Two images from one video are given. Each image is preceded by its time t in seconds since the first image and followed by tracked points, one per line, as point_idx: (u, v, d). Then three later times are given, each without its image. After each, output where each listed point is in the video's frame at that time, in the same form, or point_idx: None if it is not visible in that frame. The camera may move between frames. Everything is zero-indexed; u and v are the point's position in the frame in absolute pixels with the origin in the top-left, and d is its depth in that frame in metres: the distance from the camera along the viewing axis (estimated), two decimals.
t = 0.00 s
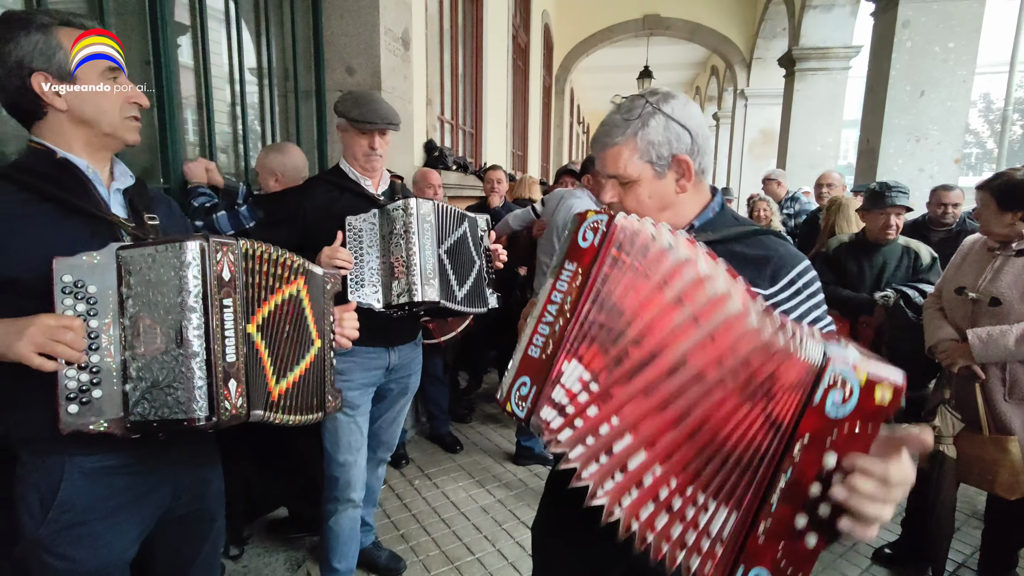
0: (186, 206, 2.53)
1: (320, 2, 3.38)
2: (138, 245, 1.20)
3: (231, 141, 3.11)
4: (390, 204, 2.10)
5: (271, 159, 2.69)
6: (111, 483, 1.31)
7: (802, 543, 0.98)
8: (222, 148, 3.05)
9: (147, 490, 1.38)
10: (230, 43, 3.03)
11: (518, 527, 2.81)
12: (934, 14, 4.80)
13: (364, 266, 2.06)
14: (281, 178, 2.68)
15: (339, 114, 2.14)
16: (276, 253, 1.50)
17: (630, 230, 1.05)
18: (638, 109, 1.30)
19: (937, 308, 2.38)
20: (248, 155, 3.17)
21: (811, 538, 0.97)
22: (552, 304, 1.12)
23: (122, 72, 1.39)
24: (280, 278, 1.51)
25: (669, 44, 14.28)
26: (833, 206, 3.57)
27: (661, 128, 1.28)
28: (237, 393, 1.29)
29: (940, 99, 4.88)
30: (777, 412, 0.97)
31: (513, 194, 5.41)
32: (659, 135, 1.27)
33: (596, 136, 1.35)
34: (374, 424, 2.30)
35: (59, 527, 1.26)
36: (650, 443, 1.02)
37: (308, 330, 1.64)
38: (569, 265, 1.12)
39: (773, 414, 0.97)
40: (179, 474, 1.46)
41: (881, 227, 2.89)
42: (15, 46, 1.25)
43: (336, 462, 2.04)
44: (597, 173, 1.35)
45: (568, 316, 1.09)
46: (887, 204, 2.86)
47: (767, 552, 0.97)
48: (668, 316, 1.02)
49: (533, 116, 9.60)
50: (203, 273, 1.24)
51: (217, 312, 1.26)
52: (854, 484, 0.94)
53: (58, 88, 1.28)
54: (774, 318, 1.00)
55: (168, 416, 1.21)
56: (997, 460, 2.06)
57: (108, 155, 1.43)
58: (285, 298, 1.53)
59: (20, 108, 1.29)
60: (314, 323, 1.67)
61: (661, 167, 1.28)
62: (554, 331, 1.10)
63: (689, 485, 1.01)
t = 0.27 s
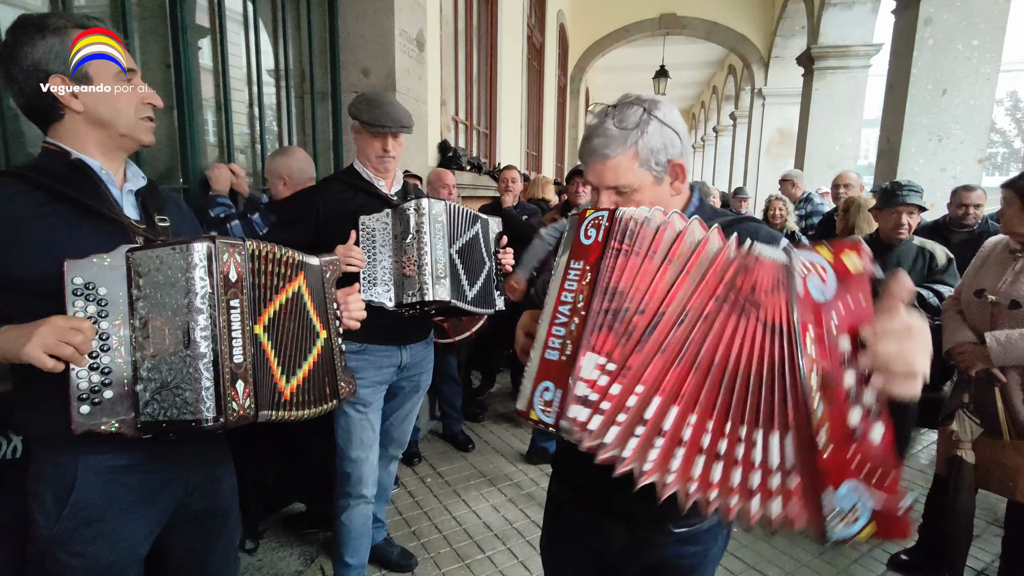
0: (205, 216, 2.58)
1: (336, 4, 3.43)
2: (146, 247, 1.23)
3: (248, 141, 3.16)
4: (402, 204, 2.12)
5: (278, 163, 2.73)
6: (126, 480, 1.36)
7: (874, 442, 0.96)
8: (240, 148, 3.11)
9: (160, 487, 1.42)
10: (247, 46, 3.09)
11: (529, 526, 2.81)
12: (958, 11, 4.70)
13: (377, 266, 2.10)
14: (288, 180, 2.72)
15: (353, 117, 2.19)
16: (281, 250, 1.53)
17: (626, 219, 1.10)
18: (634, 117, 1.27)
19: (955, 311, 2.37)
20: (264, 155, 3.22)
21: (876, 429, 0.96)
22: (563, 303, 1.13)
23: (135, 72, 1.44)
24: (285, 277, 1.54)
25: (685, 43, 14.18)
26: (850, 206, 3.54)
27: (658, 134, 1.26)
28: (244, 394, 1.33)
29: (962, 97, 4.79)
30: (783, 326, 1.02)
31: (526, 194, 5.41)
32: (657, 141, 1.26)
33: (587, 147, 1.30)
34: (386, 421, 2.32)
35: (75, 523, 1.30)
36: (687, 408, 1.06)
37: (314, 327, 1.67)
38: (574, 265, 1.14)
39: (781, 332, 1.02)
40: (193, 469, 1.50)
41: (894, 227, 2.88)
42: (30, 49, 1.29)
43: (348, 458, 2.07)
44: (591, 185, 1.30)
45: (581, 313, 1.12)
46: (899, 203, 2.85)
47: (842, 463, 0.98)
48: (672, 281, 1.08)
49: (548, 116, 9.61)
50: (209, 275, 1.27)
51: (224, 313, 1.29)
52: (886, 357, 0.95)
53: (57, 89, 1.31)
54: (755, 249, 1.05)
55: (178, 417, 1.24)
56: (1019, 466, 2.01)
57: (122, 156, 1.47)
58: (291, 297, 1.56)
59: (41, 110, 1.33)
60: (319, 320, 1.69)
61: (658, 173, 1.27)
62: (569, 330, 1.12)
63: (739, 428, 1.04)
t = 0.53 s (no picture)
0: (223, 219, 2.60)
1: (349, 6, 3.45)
2: (161, 250, 1.25)
3: (263, 143, 3.20)
4: (418, 205, 2.14)
5: (299, 162, 2.76)
6: (140, 482, 1.38)
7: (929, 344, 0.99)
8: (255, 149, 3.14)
9: (173, 488, 1.45)
10: (262, 48, 3.13)
11: (539, 527, 2.82)
12: (976, 8, 4.64)
13: (390, 265, 2.12)
14: (308, 180, 2.76)
15: (372, 118, 2.19)
16: (287, 250, 1.55)
17: (658, 228, 1.14)
18: (627, 121, 1.29)
19: (968, 314, 2.32)
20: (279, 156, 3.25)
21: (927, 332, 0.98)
22: (620, 320, 1.14)
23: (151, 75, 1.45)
24: (291, 277, 1.56)
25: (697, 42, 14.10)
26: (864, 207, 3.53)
27: (650, 134, 1.31)
28: (256, 397, 1.35)
29: (981, 96, 4.71)
30: (806, 277, 1.06)
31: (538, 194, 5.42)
32: (651, 140, 1.30)
33: (585, 151, 1.28)
34: (397, 420, 2.34)
35: (91, 525, 1.33)
36: (759, 381, 1.06)
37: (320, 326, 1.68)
38: (620, 278, 1.15)
39: (805, 284, 1.06)
40: (206, 470, 1.53)
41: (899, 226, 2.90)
42: (50, 51, 1.31)
43: (359, 456, 2.09)
44: (588, 190, 1.29)
45: (640, 324, 1.12)
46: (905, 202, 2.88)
47: (921, 373, 0.97)
48: (715, 273, 1.11)
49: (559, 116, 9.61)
50: (224, 277, 1.29)
51: (237, 315, 1.32)
52: (899, 266, 0.99)
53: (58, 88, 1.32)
54: (757, 225, 1.12)
55: (190, 419, 1.26)
56: None
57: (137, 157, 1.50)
58: (298, 298, 1.58)
59: (60, 114, 1.35)
60: (324, 318, 1.71)
61: (652, 171, 1.31)
62: (635, 346, 1.12)
63: (809, 380, 1.03)
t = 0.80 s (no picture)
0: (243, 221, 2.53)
1: (357, 6, 3.46)
2: (172, 248, 1.26)
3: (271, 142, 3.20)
4: (425, 204, 2.14)
5: (309, 161, 2.77)
6: (151, 479, 1.39)
7: (924, 316, 1.13)
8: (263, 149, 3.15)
9: (184, 486, 1.46)
10: (270, 48, 3.14)
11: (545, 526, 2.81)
12: (988, 6, 4.59)
13: (398, 264, 2.13)
14: (317, 178, 2.76)
15: (382, 119, 2.19)
16: (295, 248, 1.55)
17: (696, 226, 1.19)
18: (627, 120, 1.29)
19: (978, 314, 2.30)
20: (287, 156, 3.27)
21: (922, 308, 1.13)
22: (675, 318, 1.15)
23: (163, 75, 1.46)
24: (298, 274, 1.56)
25: (704, 42, 14.04)
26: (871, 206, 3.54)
27: (645, 134, 1.33)
28: (266, 394, 1.36)
29: (992, 95, 4.66)
30: (819, 264, 1.17)
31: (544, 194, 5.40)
32: (646, 140, 1.33)
33: (587, 152, 1.27)
34: (404, 420, 2.34)
35: (103, 521, 1.34)
36: (799, 362, 1.14)
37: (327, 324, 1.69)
38: (668, 277, 1.17)
39: (820, 270, 1.17)
40: (217, 468, 1.53)
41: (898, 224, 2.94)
42: (62, 51, 1.32)
43: (367, 456, 2.09)
44: (590, 190, 1.28)
45: (693, 322, 1.15)
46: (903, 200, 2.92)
47: (925, 340, 1.11)
48: (749, 266, 1.19)
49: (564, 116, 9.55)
50: (233, 275, 1.29)
51: (247, 313, 1.32)
52: (895, 250, 1.13)
53: (65, 89, 1.33)
54: (774, 218, 1.20)
55: (202, 416, 1.27)
56: None
57: (147, 156, 1.50)
58: (304, 296, 1.58)
59: (72, 112, 1.36)
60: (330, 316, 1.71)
61: (648, 171, 1.33)
62: (693, 343, 1.14)
63: (841, 357, 1.13)
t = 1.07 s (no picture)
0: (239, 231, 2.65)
1: (360, 5, 3.46)
2: (169, 247, 1.25)
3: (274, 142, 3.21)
4: (427, 202, 2.13)
5: (310, 161, 2.77)
6: (150, 477, 1.39)
7: (894, 311, 1.31)
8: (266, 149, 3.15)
9: (182, 484, 1.46)
10: (273, 47, 3.14)
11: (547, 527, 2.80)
12: (995, 5, 4.55)
13: (401, 263, 2.12)
14: (318, 179, 2.75)
15: (388, 118, 2.18)
16: (290, 247, 1.55)
17: (713, 225, 1.25)
18: (628, 121, 1.28)
19: (984, 313, 2.26)
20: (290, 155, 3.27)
21: (892, 303, 1.31)
22: (699, 317, 1.19)
23: (160, 73, 1.45)
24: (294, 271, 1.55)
25: (708, 40, 13.99)
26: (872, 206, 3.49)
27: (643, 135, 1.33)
28: (264, 393, 1.36)
29: (1000, 94, 4.63)
30: (811, 262, 1.32)
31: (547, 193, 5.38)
32: (644, 142, 1.32)
33: (591, 150, 1.24)
34: (406, 420, 2.33)
35: (102, 520, 1.34)
36: (803, 352, 1.27)
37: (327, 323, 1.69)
38: (690, 276, 1.20)
39: (812, 269, 1.31)
40: (215, 467, 1.54)
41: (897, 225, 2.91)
42: (58, 50, 1.32)
43: (369, 455, 2.09)
44: (592, 190, 1.26)
45: (716, 319, 1.21)
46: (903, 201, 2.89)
47: (895, 333, 1.29)
48: (759, 263, 1.29)
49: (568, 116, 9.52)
50: (231, 274, 1.30)
51: (245, 312, 1.33)
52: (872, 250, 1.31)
53: (63, 90, 1.33)
54: (773, 218, 1.31)
55: (200, 415, 1.27)
56: None
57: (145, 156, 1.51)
58: (302, 294, 1.58)
59: (72, 111, 1.36)
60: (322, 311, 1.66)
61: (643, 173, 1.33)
62: (717, 339, 1.20)
63: (831, 348, 1.29)
